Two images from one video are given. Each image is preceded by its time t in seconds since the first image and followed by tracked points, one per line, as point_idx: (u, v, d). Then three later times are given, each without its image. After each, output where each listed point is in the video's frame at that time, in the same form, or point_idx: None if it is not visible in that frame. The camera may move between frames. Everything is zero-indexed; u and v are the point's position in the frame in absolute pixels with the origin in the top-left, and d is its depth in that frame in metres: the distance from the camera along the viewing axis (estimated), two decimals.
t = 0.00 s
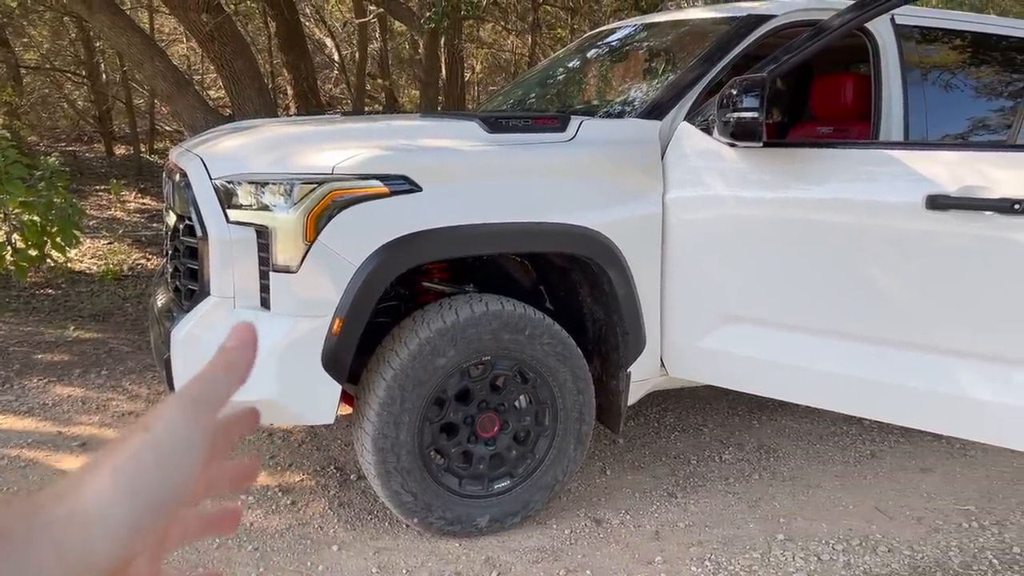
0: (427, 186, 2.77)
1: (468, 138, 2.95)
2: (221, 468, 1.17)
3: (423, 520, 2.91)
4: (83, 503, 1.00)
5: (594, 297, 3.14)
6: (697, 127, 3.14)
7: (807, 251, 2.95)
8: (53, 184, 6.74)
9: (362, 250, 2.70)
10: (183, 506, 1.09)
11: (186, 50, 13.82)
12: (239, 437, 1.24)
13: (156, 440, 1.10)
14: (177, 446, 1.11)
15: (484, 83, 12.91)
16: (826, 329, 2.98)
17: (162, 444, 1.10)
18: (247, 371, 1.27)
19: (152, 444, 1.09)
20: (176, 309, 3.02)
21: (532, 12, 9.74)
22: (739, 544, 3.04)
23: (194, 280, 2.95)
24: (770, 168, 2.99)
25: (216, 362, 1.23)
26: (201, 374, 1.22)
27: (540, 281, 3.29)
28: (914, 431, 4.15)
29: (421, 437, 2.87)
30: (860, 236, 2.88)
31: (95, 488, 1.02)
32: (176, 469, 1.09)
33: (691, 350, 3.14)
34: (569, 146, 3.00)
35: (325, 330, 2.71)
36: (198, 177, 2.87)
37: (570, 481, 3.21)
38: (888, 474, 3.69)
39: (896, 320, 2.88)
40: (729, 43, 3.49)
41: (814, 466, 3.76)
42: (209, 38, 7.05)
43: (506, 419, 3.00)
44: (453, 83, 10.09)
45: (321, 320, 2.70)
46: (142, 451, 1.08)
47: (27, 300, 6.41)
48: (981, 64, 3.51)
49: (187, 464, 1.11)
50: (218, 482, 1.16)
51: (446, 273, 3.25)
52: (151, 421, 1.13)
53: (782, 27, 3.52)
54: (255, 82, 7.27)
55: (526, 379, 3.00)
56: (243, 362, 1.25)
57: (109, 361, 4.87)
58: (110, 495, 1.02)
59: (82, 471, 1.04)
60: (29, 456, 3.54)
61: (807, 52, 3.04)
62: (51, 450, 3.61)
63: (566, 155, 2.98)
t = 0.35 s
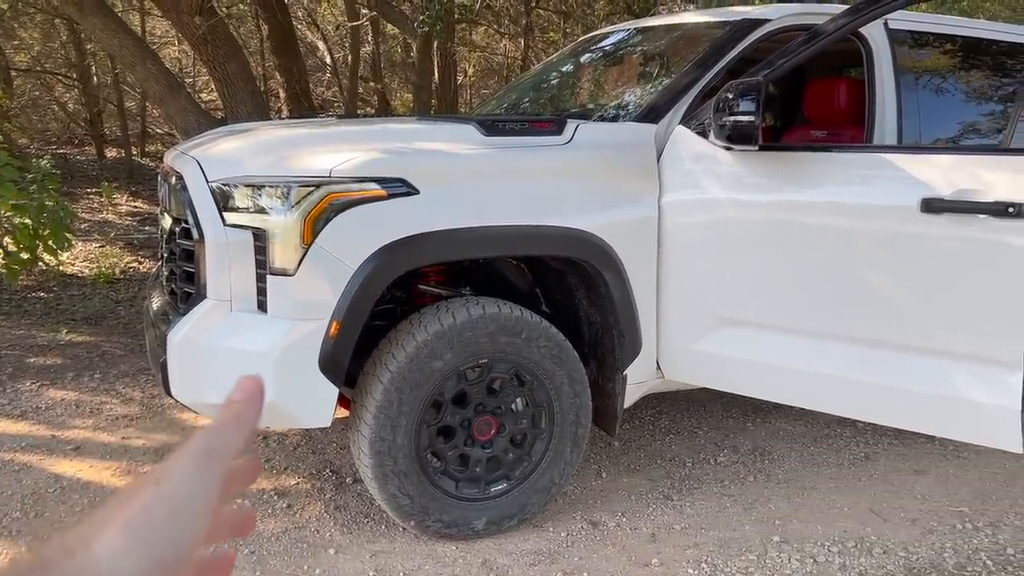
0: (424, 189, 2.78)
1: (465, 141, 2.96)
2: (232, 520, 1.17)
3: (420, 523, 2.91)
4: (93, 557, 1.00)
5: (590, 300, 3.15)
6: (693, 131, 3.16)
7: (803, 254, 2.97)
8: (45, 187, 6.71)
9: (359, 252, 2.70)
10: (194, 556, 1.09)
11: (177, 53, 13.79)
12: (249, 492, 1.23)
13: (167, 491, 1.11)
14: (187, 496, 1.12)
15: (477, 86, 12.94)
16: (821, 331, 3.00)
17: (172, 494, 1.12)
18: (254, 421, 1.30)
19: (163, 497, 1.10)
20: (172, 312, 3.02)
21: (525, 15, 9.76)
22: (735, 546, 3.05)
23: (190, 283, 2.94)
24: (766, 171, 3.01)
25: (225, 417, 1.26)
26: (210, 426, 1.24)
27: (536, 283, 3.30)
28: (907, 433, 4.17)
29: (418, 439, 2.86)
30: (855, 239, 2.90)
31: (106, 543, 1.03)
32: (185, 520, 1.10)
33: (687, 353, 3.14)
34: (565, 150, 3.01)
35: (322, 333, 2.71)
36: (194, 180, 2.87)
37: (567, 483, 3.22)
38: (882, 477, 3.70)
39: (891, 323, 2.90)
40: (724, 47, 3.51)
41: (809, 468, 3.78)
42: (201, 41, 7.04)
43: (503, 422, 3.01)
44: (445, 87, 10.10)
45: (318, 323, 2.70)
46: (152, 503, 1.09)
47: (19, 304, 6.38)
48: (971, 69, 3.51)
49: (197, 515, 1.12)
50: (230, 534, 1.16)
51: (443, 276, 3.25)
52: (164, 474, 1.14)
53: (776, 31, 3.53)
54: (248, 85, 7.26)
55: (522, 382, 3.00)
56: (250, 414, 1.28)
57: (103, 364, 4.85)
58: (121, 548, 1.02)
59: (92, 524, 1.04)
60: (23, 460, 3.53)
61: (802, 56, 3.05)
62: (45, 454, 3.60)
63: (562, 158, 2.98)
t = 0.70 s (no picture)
0: (425, 191, 2.78)
1: (465, 143, 2.96)
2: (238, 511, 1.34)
3: (420, 525, 2.90)
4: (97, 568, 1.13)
5: (589, 302, 3.15)
6: (692, 133, 3.16)
7: (801, 257, 2.98)
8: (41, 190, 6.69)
9: (360, 254, 2.70)
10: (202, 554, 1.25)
11: (173, 56, 13.77)
12: (258, 495, 1.38)
13: (166, 505, 1.28)
14: (187, 506, 1.29)
15: (472, 89, 12.96)
16: (820, 333, 3.01)
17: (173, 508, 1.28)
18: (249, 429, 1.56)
19: (166, 509, 1.26)
20: (171, 314, 3.01)
21: (520, 18, 9.75)
22: (735, 547, 3.05)
23: (190, 285, 2.94)
24: (765, 173, 3.02)
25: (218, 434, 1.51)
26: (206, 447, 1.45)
27: (535, 285, 3.30)
28: (904, 434, 4.18)
29: (418, 442, 2.86)
30: (854, 241, 2.91)
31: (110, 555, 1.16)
32: (186, 526, 1.26)
33: (687, 355, 3.15)
34: (565, 152, 3.02)
35: (322, 335, 2.71)
36: (194, 182, 2.87)
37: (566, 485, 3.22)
38: (880, 478, 3.71)
39: (889, 324, 2.91)
40: (722, 50, 3.52)
41: (807, 470, 3.79)
42: (197, 43, 7.03)
43: (503, 424, 3.01)
44: (442, 89, 10.10)
45: (318, 326, 2.70)
46: (157, 512, 1.26)
47: (15, 306, 6.36)
48: (966, 72, 3.53)
49: (200, 522, 1.28)
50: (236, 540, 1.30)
51: (442, 278, 3.25)
52: (166, 490, 1.31)
53: (773, 34, 3.55)
54: (244, 87, 7.25)
55: (522, 384, 3.01)
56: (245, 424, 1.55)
57: (100, 367, 4.84)
58: (121, 564, 1.15)
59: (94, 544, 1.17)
60: (21, 463, 3.52)
61: (800, 59, 3.07)
62: (43, 457, 3.59)
63: (562, 160, 2.99)
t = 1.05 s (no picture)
0: (423, 194, 2.78)
1: (463, 146, 2.96)
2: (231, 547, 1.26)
3: (418, 527, 2.90)
4: None
5: (587, 304, 3.15)
6: (689, 136, 3.17)
7: (799, 259, 2.98)
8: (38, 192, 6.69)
9: (357, 257, 2.70)
10: None
11: (169, 58, 13.75)
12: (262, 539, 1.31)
13: (157, 546, 1.19)
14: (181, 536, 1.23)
15: (469, 92, 12.97)
16: (818, 335, 3.01)
17: (164, 549, 1.19)
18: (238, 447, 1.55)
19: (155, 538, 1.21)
20: (169, 317, 3.01)
21: (516, 21, 9.74)
22: (733, 550, 3.05)
23: (187, 287, 2.94)
24: (763, 176, 3.02)
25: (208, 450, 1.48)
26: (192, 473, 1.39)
27: (533, 288, 3.30)
28: (901, 437, 4.19)
29: (417, 444, 2.86)
30: (852, 243, 2.91)
31: None
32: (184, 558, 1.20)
33: (684, 357, 3.15)
34: (562, 154, 3.02)
35: (319, 337, 2.71)
36: (192, 184, 2.87)
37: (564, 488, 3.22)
38: (877, 481, 3.72)
39: (888, 327, 2.91)
40: (720, 53, 3.53)
41: (804, 472, 3.79)
42: (194, 46, 7.02)
43: (501, 426, 3.01)
44: (438, 92, 10.09)
45: (316, 328, 2.70)
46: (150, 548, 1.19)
47: (11, 309, 6.34)
48: (962, 74, 3.55)
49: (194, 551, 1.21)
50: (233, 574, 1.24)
51: (440, 280, 3.26)
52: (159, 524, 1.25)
53: (770, 37, 3.56)
54: (241, 90, 7.25)
55: (521, 387, 3.01)
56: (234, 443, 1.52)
57: (96, 369, 4.83)
58: None
59: None
60: (17, 466, 3.51)
61: (798, 62, 3.07)
62: (40, 460, 3.58)
63: (561, 162, 2.99)
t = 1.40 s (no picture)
0: (413, 194, 2.79)
1: (453, 146, 2.97)
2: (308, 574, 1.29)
3: (408, 527, 2.91)
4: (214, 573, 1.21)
5: (577, 304, 3.16)
6: (678, 137, 3.19)
7: (787, 259, 3.00)
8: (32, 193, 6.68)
9: (347, 257, 2.71)
10: None
11: (164, 60, 13.75)
12: None
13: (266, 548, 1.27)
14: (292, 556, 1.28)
15: (464, 94, 12.99)
16: (806, 335, 3.03)
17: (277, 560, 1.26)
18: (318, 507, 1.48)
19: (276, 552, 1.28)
20: (159, 317, 3.02)
21: (511, 23, 9.73)
22: (722, 549, 3.07)
23: (177, 288, 2.94)
24: (752, 177, 3.04)
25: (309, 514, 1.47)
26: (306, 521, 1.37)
27: (524, 288, 3.32)
28: (891, 437, 4.21)
29: (407, 444, 2.87)
30: (840, 244, 2.93)
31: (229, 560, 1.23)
32: None
33: (674, 357, 3.16)
34: (552, 155, 3.03)
35: (310, 337, 2.71)
36: (183, 185, 2.87)
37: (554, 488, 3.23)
38: (867, 480, 3.74)
39: (876, 327, 2.93)
40: (710, 54, 3.55)
41: (794, 472, 3.81)
42: (188, 48, 7.03)
43: (492, 426, 3.02)
44: (433, 94, 10.09)
45: (306, 328, 2.70)
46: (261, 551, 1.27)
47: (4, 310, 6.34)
48: (952, 77, 3.56)
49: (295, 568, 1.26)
50: None
51: (431, 281, 3.27)
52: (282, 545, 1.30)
53: (760, 38, 3.59)
54: (235, 92, 7.25)
55: (511, 387, 3.02)
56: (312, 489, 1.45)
57: (88, 371, 4.83)
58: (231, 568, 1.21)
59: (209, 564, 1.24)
60: (8, 467, 3.51)
61: (787, 63, 3.09)
62: (31, 460, 3.59)
63: (550, 163, 3.01)
